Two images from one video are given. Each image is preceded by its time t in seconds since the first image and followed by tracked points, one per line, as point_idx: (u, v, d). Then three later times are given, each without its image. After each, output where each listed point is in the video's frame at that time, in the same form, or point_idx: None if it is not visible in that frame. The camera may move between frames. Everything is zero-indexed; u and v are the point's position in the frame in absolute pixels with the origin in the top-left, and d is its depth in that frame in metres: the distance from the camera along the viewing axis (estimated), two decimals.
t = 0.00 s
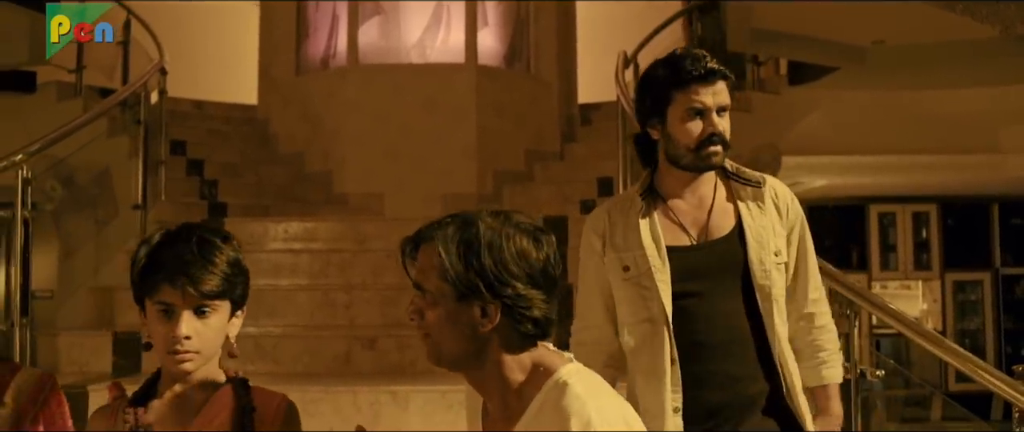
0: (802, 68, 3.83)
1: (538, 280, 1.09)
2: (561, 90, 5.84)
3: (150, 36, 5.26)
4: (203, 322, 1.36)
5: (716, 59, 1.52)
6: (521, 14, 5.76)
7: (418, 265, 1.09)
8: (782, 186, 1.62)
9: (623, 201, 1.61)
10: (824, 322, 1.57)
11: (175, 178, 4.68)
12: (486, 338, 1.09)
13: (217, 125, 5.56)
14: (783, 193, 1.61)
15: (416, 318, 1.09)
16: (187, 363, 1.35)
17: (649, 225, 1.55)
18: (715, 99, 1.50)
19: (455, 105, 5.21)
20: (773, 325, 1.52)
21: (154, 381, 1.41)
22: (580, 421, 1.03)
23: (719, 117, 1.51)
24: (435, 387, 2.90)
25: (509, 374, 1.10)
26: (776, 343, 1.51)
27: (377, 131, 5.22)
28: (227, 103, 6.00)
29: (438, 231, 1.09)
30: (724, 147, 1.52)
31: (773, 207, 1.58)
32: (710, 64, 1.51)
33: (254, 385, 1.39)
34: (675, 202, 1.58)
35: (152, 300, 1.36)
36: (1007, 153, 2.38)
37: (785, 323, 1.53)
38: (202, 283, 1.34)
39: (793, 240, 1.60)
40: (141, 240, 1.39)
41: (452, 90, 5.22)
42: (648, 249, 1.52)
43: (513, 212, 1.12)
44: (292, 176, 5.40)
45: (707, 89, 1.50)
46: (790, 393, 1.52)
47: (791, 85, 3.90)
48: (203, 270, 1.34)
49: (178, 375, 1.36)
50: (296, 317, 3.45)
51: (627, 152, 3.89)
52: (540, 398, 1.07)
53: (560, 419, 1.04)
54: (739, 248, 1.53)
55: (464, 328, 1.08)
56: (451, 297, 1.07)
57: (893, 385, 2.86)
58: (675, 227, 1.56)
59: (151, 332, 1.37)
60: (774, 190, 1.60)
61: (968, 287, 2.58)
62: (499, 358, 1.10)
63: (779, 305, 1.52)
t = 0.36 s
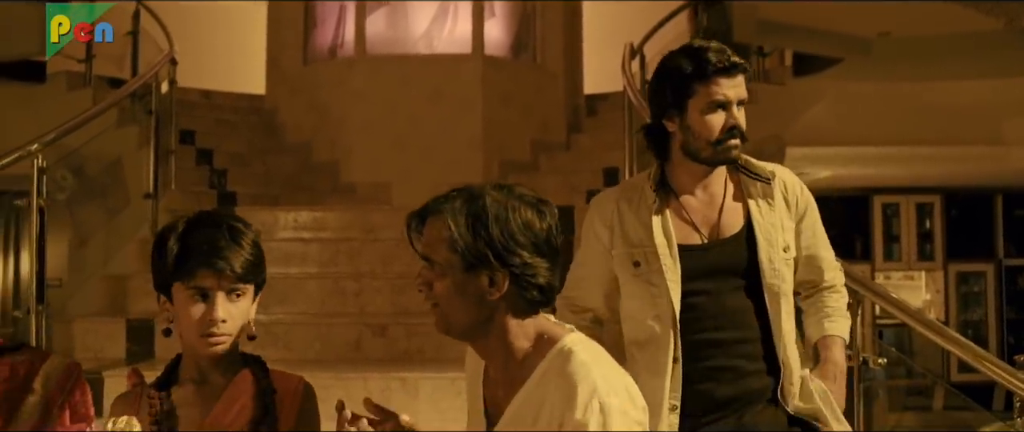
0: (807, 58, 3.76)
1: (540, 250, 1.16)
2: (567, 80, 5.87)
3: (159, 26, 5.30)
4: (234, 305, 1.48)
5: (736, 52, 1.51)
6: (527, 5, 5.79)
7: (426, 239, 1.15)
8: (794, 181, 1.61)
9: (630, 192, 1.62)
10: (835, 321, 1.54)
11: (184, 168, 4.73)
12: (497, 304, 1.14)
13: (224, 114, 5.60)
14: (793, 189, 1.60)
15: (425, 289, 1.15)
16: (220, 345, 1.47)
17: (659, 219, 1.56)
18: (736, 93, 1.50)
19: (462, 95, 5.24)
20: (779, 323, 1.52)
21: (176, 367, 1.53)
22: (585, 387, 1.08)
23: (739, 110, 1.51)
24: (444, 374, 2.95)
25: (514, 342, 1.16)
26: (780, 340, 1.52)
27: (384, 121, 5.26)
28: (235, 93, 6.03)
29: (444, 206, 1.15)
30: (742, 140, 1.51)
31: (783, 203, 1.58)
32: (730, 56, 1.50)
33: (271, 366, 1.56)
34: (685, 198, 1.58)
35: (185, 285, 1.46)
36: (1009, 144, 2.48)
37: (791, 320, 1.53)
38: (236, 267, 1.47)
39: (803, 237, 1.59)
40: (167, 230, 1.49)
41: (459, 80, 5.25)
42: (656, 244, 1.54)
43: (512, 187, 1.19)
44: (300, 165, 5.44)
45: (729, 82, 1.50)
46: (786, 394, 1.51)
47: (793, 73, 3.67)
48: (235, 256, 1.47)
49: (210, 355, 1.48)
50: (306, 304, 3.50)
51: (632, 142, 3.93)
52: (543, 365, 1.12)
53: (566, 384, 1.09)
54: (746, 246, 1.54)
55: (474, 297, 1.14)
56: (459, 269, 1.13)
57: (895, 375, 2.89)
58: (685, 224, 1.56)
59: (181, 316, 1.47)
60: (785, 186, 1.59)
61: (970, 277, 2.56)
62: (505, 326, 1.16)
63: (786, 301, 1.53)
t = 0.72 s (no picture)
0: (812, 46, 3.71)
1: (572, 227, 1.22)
2: (570, 72, 5.91)
3: (166, 18, 5.33)
4: (253, 291, 1.53)
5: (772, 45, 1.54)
6: None
7: (478, 236, 1.18)
8: (825, 178, 1.65)
9: (660, 179, 1.67)
10: (859, 317, 1.60)
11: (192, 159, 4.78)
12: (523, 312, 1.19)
13: (231, 105, 5.64)
14: (823, 183, 1.64)
15: (487, 287, 1.17)
16: (240, 331, 1.52)
17: (691, 210, 1.59)
18: (772, 87, 1.53)
19: (468, 87, 5.28)
20: (807, 314, 1.56)
21: (189, 353, 1.58)
22: (623, 354, 1.15)
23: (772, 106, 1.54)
24: (453, 362, 3.00)
25: (550, 317, 1.21)
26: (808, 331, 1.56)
27: (390, 113, 5.30)
28: (240, 84, 6.07)
29: (482, 201, 1.18)
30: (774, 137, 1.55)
31: (814, 198, 1.61)
32: (772, 54, 1.53)
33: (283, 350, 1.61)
34: (720, 188, 1.61)
35: (205, 272, 1.50)
36: (1012, 136, 2.52)
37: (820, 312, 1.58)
38: (256, 254, 1.51)
39: (832, 231, 1.63)
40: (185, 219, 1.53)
41: (465, 72, 5.29)
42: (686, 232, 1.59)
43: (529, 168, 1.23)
44: (305, 156, 5.48)
45: (765, 78, 1.53)
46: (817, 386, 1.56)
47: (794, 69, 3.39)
48: (255, 243, 1.52)
49: (229, 341, 1.53)
50: (314, 294, 3.55)
51: (637, 135, 3.95)
52: (573, 337, 1.19)
53: (601, 351, 1.17)
54: (777, 237, 1.58)
55: (539, 279, 1.19)
56: (517, 259, 1.17)
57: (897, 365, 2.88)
58: (714, 213, 1.60)
59: (200, 303, 1.51)
60: (814, 180, 1.63)
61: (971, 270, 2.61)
62: (548, 307, 1.21)
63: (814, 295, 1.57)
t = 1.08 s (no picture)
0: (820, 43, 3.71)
1: (592, 229, 1.35)
2: (578, 70, 5.94)
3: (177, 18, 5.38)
4: (277, 277, 1.59)
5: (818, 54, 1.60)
6: None
7: (514, 236, 1.31)
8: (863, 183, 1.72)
9: (704, 174, 1.73)
10: (897, 320, 1.68)
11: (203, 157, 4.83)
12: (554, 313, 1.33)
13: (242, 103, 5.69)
14: (859, 185, 1.71)
15: (523, 285, 1.31)
16: (263, 317, 1.58)
17: (731, 208, 1.67)
18: (810, 96, 1.60)
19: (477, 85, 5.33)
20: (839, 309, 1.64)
21: (209, 344, 1.63)
22: (647, 347, 1.29)
23: (810, 113, 1.62)
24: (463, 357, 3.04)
25: (574, 314, 1.35)
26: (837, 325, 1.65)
27: (399, 110, 5.35)
28: (250, 82, 6.12)
29: (515, 205, 1.31)
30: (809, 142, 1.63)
31: (850, 201, 1.70)
32: (813, 60, 1.60)
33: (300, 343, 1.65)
34: (762, 185, 1.70)
35: (231, 260, 1.56)
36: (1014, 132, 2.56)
37: (853, 310, 1.66)
38: (278, 243, 1.57)
39: (868, 233, 1.71)
40: (209, 212, 1.59)
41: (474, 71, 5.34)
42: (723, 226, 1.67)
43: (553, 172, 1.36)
44: (316, 154, 5.54)
45: (804, 86, 1.60)
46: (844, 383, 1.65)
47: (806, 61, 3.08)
48: (277, 232, 1.57)
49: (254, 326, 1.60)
50: (325, 290, 3.60)
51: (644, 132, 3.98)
52: (595, 332, 1.32)
53: (623, 345, 1.30)
54: (813, 236, 1.66)
55: (567, 277, 1.33)
56: (548, 259, 1.31)
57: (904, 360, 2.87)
58: (754, 207, 1.69)
59: (223, 292, 1.57)
60: (851, 183, 1.71)
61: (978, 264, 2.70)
62: (573, 300, 1.35)
63: (848, 293, 1.65)
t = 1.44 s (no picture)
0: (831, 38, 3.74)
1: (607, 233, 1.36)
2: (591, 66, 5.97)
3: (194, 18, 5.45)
4: (296, 275, 1.60)
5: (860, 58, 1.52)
6: None
7: (529, 239, 1.31)
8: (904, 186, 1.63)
9: (742, 170, 1.68)
10: (935, 322, 1.56)
11: (221, 156, 4.91)
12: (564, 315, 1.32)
13: (258, 102, 5.76)
14: (898, 186, 1.62)
15: (541, 287, 1.30)
16: (283, 313, 1.59)
17: (766, 209, 1.61)
18: (848, 101, 1.52)
19: (490, 81, 5.37)
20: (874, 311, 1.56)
21: (231, 339, 1.64)
22: (658, 341, 1.29)
23: (847, 118, 1.53)
24: (479, 351, 3.09)
25: (586, 310, 1.34)
26: (869, 325, 1.56)
27: (414, 108, 5.39)
28: (267, 81, 6.19)
29: (535, 209, 1.31)
30: (846, 147, 1.55)
31: (887, 201, 1.60)
32: (853, 65, 1.51)
33: (318, 336, 1.68)
34: (798, 185, 1.63)
35: (253, 259, 1.56)
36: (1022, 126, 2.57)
37: (884, 310, 1.58)
38: (299, 242, 1.58)
39: (905, 234, 1.61)
40: (228, 212, 1.59)
41: (487, 68, 5.38)
42: (758, 222, 1.60)
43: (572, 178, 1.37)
44: (332, 151, 5.59)
45: (844, 91, 1.51)
46: (875, 386, 1.56)
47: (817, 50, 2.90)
48: (297, 232, 1.58)
49: (274, 323, 1.61)
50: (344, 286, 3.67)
51: (657, 128, 4.01)
52: (606, 327, 1.32)
53: (635, 341, 1.29)
54: (847, 233, 1.58)
55: (582, 279, 1.33)
56: (567, 260, 1.31)
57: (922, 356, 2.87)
58: (789, 205, 1.62)
59: (245, 289, 1.58)
60: (891, 184, 1.62)
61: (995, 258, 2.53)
62: (587, 297, 1.34)
63: (880, 294, 1.56)
